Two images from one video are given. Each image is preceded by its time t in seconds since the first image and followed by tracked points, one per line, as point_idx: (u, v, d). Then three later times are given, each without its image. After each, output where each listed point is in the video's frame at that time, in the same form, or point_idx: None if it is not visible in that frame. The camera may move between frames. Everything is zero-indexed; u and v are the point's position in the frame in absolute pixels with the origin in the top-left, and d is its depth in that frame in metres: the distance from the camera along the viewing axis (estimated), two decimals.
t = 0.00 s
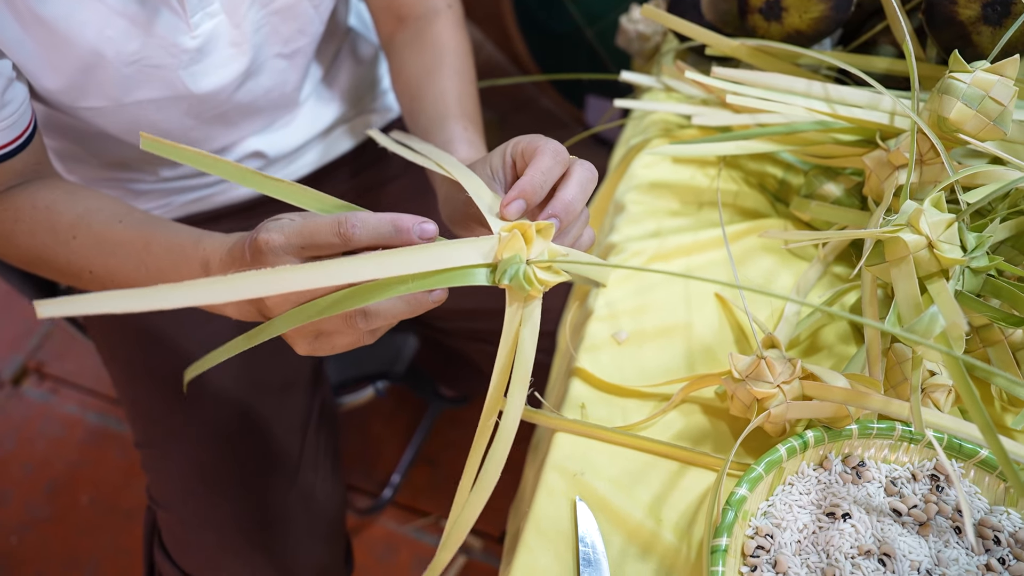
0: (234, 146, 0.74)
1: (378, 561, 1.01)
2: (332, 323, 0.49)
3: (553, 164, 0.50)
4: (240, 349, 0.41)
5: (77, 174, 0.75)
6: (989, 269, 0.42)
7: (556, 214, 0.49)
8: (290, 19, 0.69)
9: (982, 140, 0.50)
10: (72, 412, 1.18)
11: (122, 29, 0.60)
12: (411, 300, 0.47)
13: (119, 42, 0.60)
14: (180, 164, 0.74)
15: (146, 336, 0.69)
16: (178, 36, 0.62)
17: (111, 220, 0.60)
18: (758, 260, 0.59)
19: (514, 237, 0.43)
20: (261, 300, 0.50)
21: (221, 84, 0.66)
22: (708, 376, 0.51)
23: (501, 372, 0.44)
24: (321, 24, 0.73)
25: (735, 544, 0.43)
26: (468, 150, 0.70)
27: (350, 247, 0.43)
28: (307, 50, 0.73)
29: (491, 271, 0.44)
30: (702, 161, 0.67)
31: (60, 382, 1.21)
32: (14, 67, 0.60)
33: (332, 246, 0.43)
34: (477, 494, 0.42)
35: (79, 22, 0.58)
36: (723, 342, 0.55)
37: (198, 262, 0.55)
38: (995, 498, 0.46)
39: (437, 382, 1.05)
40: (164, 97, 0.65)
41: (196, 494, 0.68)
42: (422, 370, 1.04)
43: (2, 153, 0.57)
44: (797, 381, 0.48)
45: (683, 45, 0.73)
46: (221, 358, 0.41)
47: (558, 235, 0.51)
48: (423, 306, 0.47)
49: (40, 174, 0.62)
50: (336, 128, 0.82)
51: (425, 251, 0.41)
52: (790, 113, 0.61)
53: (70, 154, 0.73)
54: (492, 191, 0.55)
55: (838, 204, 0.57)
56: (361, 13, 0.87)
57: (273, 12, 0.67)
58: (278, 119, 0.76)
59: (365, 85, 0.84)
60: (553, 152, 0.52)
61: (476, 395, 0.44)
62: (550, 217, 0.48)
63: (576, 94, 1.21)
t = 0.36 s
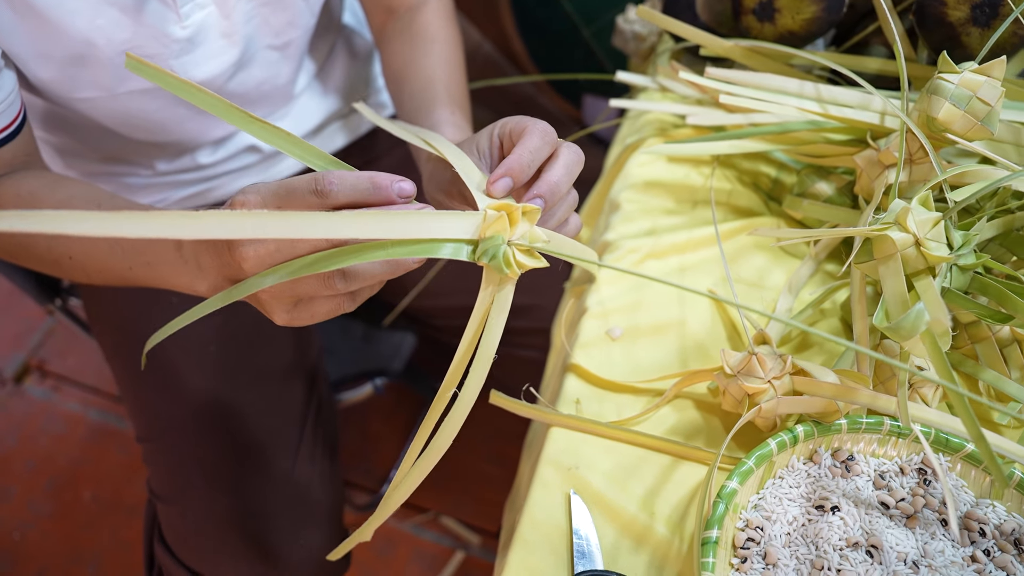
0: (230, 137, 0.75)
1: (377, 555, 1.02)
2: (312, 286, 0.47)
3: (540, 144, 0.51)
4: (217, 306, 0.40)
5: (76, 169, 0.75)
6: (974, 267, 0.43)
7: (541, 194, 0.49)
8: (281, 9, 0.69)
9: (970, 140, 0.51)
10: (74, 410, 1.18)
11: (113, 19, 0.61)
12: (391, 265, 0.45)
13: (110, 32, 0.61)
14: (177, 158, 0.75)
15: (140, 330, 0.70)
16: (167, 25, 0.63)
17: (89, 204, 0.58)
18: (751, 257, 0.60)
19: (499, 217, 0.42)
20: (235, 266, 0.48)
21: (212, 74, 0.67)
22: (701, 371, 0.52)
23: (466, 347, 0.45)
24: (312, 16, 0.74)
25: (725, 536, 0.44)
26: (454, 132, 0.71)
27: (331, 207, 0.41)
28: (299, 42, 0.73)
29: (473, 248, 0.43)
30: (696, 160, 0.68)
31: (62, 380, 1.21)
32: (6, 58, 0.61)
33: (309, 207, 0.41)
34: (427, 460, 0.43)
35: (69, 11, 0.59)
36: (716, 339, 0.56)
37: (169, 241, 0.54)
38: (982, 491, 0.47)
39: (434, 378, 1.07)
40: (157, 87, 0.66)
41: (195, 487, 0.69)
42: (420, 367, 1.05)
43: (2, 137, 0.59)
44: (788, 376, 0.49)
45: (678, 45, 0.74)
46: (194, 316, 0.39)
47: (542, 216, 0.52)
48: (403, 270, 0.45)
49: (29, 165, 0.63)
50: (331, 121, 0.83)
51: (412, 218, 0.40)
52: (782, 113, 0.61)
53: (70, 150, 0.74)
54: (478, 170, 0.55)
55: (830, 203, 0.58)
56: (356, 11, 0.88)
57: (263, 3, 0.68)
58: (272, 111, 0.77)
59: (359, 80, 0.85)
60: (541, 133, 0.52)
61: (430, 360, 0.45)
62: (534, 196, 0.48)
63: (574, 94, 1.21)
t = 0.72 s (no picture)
0: (233, 138, 0.76)
1: (378, 551, 1.04)
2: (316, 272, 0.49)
3: (527, 146, 0.52)
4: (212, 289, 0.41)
5: (84, 170, 0.76)
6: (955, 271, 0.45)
7: (529, 195, 0.50)
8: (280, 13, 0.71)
9: (954, 147, 0.53)
10: (80, 408, 1.20)
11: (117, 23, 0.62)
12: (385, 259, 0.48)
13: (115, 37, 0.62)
14: (183, 158, 0.76)
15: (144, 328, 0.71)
16: (168, 28, 0.64)
17: (90, 201, 0.60)
18: (744, 260, 0.62)
19: (487, 223, 0.42)
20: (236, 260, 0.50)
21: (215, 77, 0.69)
22: (694, 370, 0.54)
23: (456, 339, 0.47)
24: (311, 20, 0.75)
25: (716, 528, 0.46)
26: (447, 130, 0.73)
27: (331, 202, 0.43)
28: (298, 45, 0.75)
29: (462, 251, 0.43)
30: (691, 164, 0.69)
31: (68, 378, 1.23)
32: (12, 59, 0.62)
33: (309, 201, 0.42)
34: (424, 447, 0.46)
35: (74, 18, 0.60)
36: (709, 339, 0.58)
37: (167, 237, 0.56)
38: (963, 486, 0.49)
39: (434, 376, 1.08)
40: (160, 89, 0.68)
41: (203, 483, 0.71)
42: (420, 365, 1.07)
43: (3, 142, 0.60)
44: (778, 375, 0.51)
45: (674, 52, 0.75)
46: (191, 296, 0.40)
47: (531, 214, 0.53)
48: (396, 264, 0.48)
49: (36, 167, 0.64)
50: (331, 124, 0.84)
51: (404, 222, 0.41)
52: (773, 120, 0.64)
53: (78, 152, 0.75)
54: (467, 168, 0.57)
55: (820, 207, 0.60)
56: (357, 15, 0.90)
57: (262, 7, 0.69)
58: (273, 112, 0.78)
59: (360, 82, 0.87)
60: (529, 133, 0.53)
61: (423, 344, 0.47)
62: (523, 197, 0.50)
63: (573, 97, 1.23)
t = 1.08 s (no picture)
0: (237, 136, 0.76)
1: (382, 549, 1.04)
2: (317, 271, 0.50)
3: (525, 147, 0.52)
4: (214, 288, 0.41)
5: (86, 169, 0.76)
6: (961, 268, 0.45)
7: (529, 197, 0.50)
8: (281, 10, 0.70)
9: (959, 145, 0.53)
10: (83, 406, 1.20)
11: (117, 22, 0.62)
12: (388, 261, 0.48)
13: (115, 36, 0.63)
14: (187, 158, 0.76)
15: (147, 327, 0.71)
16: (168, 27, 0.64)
17: (91, 201, 0.60)
18: (748, 258, 0.62)
19: (488, 229, 0.42)
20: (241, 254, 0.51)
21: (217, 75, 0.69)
22: (700, 367, 0.54)
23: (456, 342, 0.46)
24: (311, 17, 0.75)
25: (723, 525, 0.46)
26: (448, 126, 0.74)
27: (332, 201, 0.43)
28: (299, 43, 0.75)
29: (461, 256, 0.44)
30: (696, 163, 0.70)
31: (72, 376, 1.23)
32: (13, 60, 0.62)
33: (311, 200, 0.43)
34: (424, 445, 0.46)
35: (75, 17, 0.61)
36: (714, 336, 0.58)
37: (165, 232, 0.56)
38: (968, 483, 0.49)
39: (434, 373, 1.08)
40: (162, 87, 0.68)
41: (205, 483, 0.72)
42: (422, 363, 1.07)
43: (3, 144, 0.60)
44: (783, 372, 0.51)
45: (678, 50, 0.76)
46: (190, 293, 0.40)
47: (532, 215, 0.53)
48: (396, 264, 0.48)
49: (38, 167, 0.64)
50: (334, 122, 0.84)
51: (402, 229, 0.40)
52: (778, 118, 0.64)
53: (81, 151, 0.75)
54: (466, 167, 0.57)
55: (825, 206, 0.60)
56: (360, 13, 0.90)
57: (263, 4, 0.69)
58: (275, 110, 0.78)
59: (361, 79, 0.87)
60: (527, 134, 0.53)
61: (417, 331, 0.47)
62: (522, 199, 0.50)
63: (576, 95, 1.23)
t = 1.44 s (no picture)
0: (239, 136, 0.77)
1: (384, 548, 1.05)
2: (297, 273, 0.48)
3: (509, 160, 0.52)
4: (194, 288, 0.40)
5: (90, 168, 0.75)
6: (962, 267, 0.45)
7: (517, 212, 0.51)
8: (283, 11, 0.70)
9: (960, 144, 0.53)
10: (86, 406, 1.20)
11: (119, 23, 0.62)
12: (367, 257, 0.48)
13: (117, 37, 0.63)
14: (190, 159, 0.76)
15: (152, 327, 0.72)
16: (171, 29, 0.64)
17: (81, 200, 0.60)
18: (750, 257, 0.62)
19: (463, 250, 0.43)
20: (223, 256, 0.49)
21: (219, 76, 0.69)
22: (702, 365, 0.54)
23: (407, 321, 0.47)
24: (313, 17, 0.74)
25: (725, 523, 0.46)
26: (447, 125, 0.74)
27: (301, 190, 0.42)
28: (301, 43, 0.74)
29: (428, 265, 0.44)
30: (697, 162, 0.70)
31: (74, 376, 1.23)
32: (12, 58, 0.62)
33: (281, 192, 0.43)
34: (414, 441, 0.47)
35: (77, 17, 0.61)
36: (716, 334, 0.58)
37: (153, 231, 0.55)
38: (970, 481, 0.50)
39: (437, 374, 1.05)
40: (166, 87, 0.68)
41: (204, 484, 0.72)
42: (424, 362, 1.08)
43: None
44: (785, 370, 0.51)
45: (680, 49, 0.76)
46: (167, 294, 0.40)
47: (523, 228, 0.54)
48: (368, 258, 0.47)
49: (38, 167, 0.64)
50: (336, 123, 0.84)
51: (396, 230, 0.39)
52: (780, 117, 0.64)
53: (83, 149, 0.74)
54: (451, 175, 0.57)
55: (826, 204, 0.60)
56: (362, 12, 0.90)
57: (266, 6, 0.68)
58: (277, 110, 0.78)
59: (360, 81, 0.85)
60: (512, 146, 0.53)
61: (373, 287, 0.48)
62: (511, 214, 0.50)
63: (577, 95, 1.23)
